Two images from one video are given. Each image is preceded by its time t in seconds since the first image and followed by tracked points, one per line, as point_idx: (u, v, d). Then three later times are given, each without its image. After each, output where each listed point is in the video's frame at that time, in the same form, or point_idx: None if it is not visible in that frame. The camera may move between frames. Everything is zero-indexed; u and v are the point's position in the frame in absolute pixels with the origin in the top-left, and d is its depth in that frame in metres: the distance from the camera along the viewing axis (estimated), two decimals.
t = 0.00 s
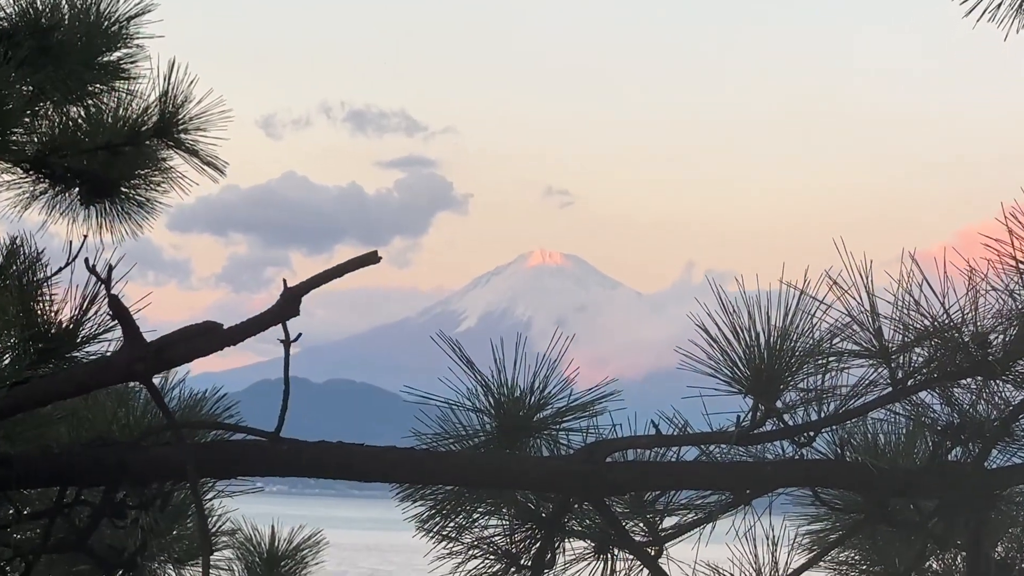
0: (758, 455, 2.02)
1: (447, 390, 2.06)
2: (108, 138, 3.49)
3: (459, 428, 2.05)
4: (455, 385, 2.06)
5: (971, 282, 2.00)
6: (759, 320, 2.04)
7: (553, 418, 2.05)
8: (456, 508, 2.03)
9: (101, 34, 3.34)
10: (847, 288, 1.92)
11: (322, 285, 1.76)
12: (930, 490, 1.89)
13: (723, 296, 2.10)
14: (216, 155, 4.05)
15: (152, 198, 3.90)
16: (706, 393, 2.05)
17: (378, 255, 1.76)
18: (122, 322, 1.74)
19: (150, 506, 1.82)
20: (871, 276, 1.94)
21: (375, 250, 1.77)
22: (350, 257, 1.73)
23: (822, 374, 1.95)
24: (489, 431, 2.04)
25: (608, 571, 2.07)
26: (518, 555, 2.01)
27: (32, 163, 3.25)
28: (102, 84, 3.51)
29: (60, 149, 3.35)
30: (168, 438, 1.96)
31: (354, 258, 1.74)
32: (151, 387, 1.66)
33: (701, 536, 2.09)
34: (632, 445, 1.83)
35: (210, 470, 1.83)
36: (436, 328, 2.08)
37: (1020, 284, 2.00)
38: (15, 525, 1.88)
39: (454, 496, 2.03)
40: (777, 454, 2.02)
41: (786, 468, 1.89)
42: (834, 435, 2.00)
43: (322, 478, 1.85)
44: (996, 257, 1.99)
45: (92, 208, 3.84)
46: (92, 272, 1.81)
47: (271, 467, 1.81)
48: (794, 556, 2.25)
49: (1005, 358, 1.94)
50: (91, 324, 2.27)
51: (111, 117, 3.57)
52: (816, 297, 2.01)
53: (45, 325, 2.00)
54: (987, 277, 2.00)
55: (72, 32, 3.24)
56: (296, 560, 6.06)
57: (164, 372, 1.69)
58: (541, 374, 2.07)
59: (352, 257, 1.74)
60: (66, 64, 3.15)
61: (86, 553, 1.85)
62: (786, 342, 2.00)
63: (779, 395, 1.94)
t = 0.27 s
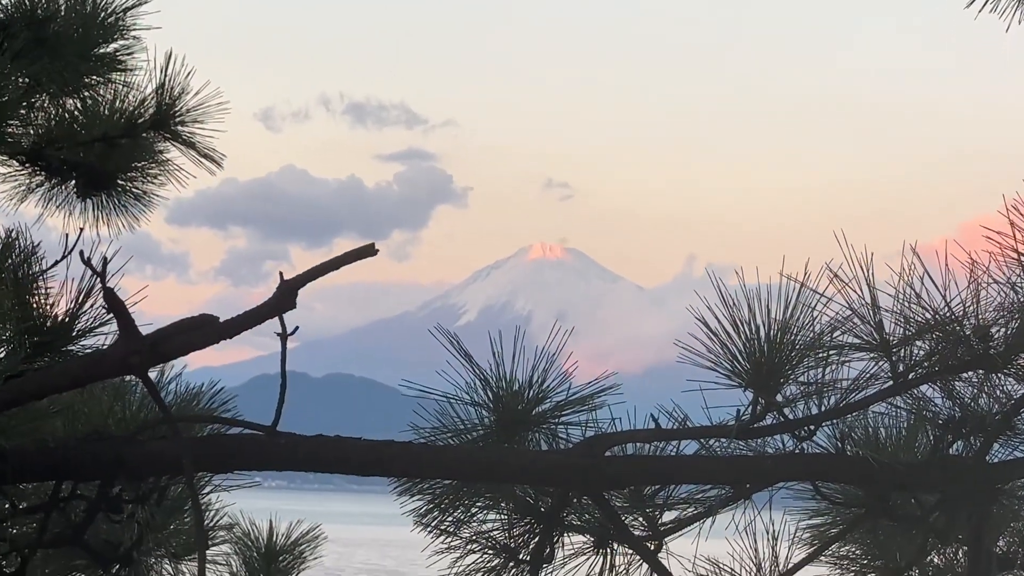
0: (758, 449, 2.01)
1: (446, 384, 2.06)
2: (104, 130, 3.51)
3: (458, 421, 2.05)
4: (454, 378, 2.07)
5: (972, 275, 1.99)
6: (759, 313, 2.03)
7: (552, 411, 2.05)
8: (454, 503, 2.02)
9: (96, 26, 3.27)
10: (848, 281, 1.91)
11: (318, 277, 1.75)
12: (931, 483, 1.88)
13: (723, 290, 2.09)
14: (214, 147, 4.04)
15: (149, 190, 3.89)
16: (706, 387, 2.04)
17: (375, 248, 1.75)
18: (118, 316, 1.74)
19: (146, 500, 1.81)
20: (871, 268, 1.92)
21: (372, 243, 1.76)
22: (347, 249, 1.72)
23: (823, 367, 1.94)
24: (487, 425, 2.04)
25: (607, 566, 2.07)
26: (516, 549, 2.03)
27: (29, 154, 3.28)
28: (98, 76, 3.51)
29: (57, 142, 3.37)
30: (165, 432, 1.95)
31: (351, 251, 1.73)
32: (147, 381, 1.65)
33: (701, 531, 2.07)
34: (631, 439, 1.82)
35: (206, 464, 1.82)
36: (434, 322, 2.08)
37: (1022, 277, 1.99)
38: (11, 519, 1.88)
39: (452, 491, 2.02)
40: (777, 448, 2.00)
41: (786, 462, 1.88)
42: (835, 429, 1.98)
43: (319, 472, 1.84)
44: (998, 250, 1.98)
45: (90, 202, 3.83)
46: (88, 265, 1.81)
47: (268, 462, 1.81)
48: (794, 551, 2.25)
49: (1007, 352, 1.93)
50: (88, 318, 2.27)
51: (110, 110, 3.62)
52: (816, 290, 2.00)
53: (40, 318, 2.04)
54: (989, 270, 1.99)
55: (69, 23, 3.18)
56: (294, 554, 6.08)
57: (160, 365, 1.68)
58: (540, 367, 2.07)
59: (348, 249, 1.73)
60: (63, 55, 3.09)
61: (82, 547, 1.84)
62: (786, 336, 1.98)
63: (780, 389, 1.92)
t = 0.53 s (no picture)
0: (757, 441, 2.01)
1: (445, 376, 2.07)
2: (102, 122, 3.50)
3: (456, 414, 2.06)
4: (452, 371, 2.08)
5: (973, 267, 1.98)
6: (759, 305, 2.02)
7: (552, 402, 2.06)
8: (452, 496, 2.02)
9: (92, 17, 3.23)
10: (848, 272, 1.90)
11: (316, 269, 1.75)
12: (931, 476, 1.87)
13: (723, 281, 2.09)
14: (211, 139, 4.04)
15: (147, 182, 3.88)
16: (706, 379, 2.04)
17: (373, 239, 1.74)
18: (115, 308, 1.73)
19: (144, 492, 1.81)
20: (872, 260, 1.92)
21: (370, 234, 1.75)
22: (345, 241, 1.72)
23: (823, 359, 1.94)
24: (486, 418, 2.06)
25: (606, 561, 2.06)
26: (515, 542, 2.02)
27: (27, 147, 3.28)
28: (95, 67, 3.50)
29: (54, 135, 3.37)
30: (162, 425, 1.95)
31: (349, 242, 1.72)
32: (144, 373, 1.64)
33: (701, 524, 2.07)
34: (631, 431, 1.81)
35: (204, 456, 1.81)
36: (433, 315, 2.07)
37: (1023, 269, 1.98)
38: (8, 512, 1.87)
39: (451, 484, 2.02)
40: (776, 441, 2.00)
41: (786, 454, 1.87)
42: (835, 421, 1.98)
43: (317, 465, 1.83)
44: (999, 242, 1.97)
45: (87, 194, 3.83)
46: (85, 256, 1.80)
47: (266, 454, 1.80)
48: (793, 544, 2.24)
49: (1008, 344, 1.92)
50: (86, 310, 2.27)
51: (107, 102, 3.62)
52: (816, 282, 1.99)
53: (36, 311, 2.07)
54: (989, 262, 1.98)
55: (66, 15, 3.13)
56: (292, 548, 6.11)
57: (157, 357, 1.67)
58: (539, 359, 2.08)
59: (346, 241, 1.72)
60: (60, 48, 3.06)
61: (79, 540, 1.84)
62: (786, 328, 1.98)
63: (780, 381, 1.92)
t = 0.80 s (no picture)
0: (757, 432, 2.00)
1: (443, 367, 2.08)
2: (100, 114, 3.50)
3: (455, 405, 2.07)
4: (451, 362, 2.08)
5: (972, 258, 1.98)
6: (758, 296, 2.02)
7: (551, 394, 2.07)
8: (451, 487, 2.02)
9: (89, 8, 3.22)
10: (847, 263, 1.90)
11: (314, 260, 1.74)
12: (931, 468, 1.87)
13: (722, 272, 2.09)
14: (210, 131, 4.04)
15: (145, 173, 3.88)
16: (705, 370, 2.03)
17: (371, 230, 1.74)
18: (113, 299, 1.72)
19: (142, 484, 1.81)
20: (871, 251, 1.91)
21: (367, 225, 1.74)
22: (343, 231, 1.71)
23: (822, 350, 1.93)
24: (485, 409, 2.07)
25: (605, 552, 2.07)
26: (514, 534, 2.02)
27: (23, 139, 3.28)
28: (93, 58, 3.50)
29: (51, 126, 3.37)
30: (160, 416, 1.94)
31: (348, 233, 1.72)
32: (141, 364, 1.64)
33: (700, 516, 2.06)
34: (629, 423, 1.80)
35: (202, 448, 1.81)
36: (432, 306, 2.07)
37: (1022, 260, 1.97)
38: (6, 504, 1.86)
39: (449, 475, 2.01)
40: (775, 432, 2.00)
41: (785, 445, 1.87)
42: (834, 413, 1.97)
43: (315, 457, 1.82)
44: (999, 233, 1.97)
45: (84, 185, 3.83)
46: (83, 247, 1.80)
47: (264, 446, 1.79)
48: (793, 536, 2.25)
49: (1007, 335, 1.92)
50: (83, 301, 2.28)
51: (104, 93, 3.62)
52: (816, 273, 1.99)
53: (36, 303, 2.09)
54: (988, 253, 1.98)
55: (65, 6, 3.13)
56: (291, 540, 6.13)
57: (155, 349, 1.67)
58: (539, 350, 2.09)
59: (344, 232, 1.71)
60: (58, 40, 3.06)
61: (76, 532, 1.84)
62: (785, 319, 1.97)
63: (779, 372, 1.91)
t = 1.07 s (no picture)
0: (757, 426, 2.00)
1: (443, 361, 2.08)
2: (99, 108, 3.50)
3: (455, 398, 2.07)
4: (451, 356, 2.08)
5: (972, 252, 1.97)
6: (759, 290, 2.02)
7: (551, 387, 2.08)
8: (452, 481, 2.02)
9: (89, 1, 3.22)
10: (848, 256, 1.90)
11: (315, 254, 1.74)
12: (932, 461, 1.87)
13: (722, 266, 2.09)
14: (210, 125, 4.04)
15: (145, 167, 3.88)
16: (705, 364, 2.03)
17: (372, 224, 1.74)
18: (113, 292, 1.72)
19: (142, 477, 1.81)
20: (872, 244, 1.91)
21: (368, 218, 1.74)
22: (345, 225, 1.71)
23: (822, 343, 1.93)
24: (485, 403, 2.07)
25: (605, 546, 2.08)
26: (514, 528, 2.03)
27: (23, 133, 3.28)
28: (92, 52, 3.50)
29: (51, 120, 3.37)
30: (161, 410, 1.94)
31: (350, 227, 1.72)
32: (142, 358, 1.63)
33: (701, 510, 2.07)
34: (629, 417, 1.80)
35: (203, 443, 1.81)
36: (432, 300, 2.07)
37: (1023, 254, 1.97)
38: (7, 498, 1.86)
39: (449, 469, 2.02)
40: (776, 426, 2.00)
41: (786, 439, 1.87)
42: (835, 406, 1.97)
43: (316, 451, 1.82)
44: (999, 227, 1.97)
45: (84, 179, 3.83)
46: (83, 241, 1.80)
47: (264, 440, 1.79)
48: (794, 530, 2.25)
49: (1008, 328, 1.91)
50: (83, 295, 2.28)
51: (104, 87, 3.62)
52: (816, 267, 1.99)
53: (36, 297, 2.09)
54: (989, 246, 1.98)
55: None
56: (291, 535, 6.12)
57: (156, 342, 1.67)
58: (539, 344, 2.09)
59: (345, 226, 1.71)
60: (58, 33, 3.05)
61: (77, 526, 1.84)
62: (785, 313, 1.97)
63: (779, 366, 1.91)
